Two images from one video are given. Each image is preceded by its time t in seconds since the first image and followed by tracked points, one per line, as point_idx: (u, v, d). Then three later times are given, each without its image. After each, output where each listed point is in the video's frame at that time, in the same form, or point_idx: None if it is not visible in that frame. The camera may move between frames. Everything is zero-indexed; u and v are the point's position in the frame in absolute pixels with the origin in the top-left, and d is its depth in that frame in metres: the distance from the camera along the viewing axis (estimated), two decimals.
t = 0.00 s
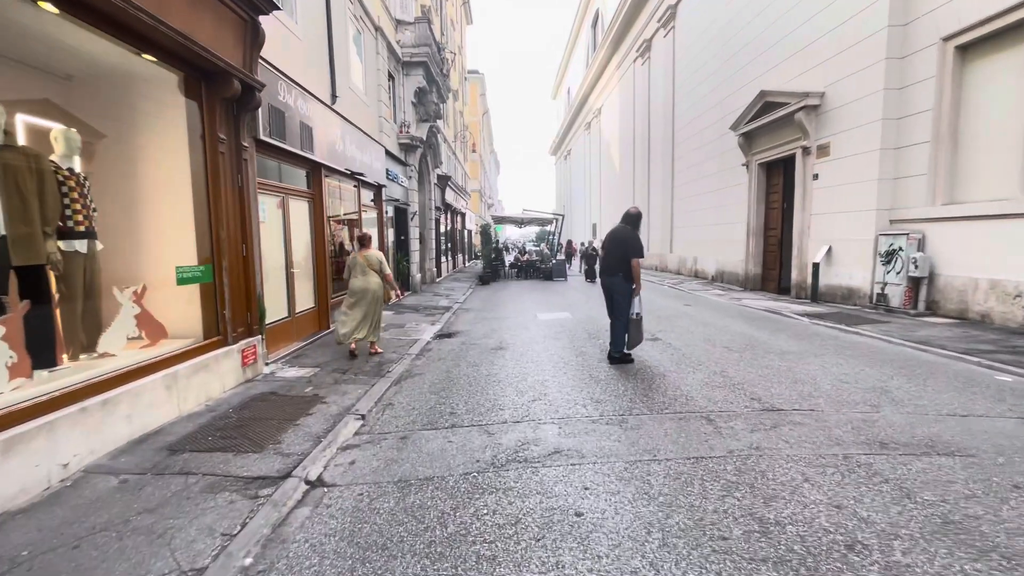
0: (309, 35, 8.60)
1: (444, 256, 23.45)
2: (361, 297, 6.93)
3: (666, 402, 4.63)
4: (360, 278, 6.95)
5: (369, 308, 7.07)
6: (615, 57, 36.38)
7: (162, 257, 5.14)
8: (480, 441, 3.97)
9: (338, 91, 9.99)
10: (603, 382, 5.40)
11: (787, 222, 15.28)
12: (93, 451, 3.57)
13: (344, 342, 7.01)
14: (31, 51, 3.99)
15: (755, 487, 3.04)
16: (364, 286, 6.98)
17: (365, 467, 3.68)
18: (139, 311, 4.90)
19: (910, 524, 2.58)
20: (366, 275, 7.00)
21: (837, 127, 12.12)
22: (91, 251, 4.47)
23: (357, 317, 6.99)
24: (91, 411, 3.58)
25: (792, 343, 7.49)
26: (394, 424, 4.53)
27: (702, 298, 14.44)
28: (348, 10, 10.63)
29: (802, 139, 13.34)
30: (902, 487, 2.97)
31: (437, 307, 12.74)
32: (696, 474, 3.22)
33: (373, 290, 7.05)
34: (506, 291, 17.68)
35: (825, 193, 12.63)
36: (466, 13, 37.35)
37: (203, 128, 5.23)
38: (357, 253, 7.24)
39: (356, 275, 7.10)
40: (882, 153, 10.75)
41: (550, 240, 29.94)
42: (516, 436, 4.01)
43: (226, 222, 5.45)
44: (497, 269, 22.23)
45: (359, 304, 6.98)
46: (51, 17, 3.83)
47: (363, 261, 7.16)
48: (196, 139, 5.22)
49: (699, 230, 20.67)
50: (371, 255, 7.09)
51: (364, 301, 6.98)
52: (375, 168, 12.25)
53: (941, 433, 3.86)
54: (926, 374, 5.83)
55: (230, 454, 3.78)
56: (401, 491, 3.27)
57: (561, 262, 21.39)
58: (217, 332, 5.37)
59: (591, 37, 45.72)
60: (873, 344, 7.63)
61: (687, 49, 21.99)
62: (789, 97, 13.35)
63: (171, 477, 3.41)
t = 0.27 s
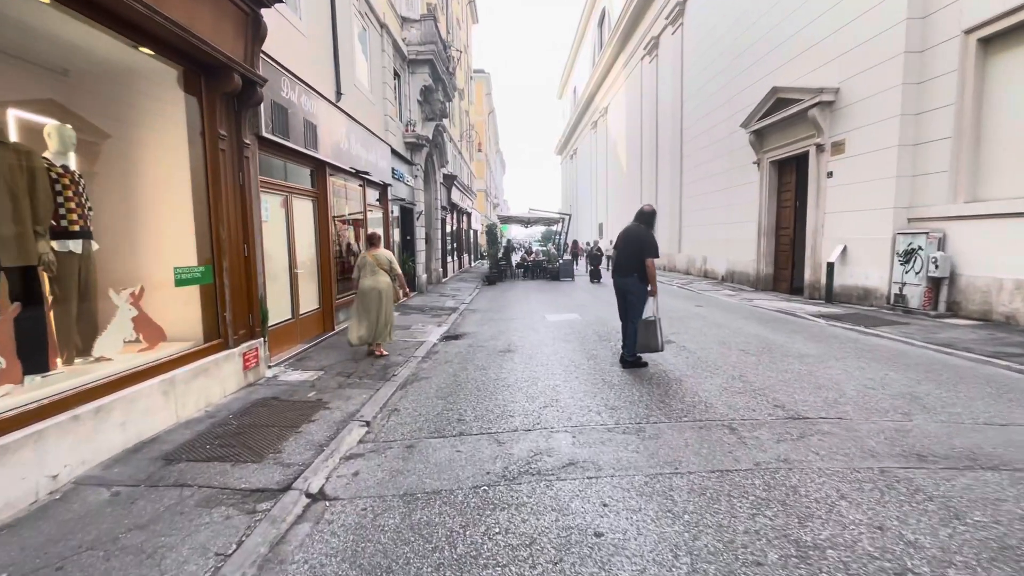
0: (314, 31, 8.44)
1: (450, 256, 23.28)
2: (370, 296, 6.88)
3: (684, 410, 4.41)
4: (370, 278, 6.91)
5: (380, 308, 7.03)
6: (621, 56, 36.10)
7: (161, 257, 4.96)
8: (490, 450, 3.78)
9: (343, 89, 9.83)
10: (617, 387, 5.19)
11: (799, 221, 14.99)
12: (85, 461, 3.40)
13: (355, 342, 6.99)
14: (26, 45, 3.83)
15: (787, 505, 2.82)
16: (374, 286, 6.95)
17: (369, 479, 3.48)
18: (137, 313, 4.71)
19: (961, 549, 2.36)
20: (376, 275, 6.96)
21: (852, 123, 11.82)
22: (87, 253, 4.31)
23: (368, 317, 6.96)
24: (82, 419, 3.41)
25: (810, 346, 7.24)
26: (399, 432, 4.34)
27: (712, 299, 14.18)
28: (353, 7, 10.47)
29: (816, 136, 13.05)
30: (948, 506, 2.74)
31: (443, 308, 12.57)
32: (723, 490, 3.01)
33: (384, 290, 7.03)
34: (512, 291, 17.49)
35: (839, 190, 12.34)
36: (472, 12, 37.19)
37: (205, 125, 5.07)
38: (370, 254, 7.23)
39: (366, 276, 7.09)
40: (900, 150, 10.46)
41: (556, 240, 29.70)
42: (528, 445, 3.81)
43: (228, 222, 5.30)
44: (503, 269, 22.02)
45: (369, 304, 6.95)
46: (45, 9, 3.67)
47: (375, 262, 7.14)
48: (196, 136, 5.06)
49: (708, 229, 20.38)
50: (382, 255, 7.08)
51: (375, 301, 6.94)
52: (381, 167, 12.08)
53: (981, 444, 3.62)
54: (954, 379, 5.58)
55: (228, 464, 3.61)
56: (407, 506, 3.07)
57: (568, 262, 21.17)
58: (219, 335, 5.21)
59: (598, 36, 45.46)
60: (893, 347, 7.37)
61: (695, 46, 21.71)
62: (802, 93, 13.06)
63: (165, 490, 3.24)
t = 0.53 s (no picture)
0: (313, 25, 8.18)
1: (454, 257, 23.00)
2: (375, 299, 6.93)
3: (702, 422, 4.10)
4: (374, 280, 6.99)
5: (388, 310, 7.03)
6: (627, 55, 35.77)
7: (146, 258, 4.73)
8: (494, 467, 3.48)
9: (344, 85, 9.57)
10: (629, 396, 4.88)
11: (811, 221, 14.61)
12: (53, 480, 3.14)
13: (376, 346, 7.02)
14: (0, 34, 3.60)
15: (828, 537, 2.51)
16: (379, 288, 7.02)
17: (361, 500, 3.19)
18: (119, 317, 4.49)
19: None
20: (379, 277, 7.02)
21: (868, 120, 11.46)
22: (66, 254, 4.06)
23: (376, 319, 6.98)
24: (51, 435, 3.14)
25: (830, 351, 6.90)
26: (396, 445, 4.04)
27: (722, 301, 13.82)
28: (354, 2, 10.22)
29: (830, 134, 12.68)
30: (1013, 540, 2.42)
31: (447, 310, 12.28)
32: (754, 518, 2.69)
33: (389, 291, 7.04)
34: (517, 293, 17.19)
35: (854, 190, 11.98)
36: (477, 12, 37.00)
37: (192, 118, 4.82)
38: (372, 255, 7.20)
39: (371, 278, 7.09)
40: (919, 147, 10.09)
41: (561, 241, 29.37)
42: (535, 462, 3.51)
43: (218, 220, 5.04)
44: (507, 271, 21.72)
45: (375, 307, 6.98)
46: None
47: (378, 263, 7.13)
48: (185, 130, 4.79)
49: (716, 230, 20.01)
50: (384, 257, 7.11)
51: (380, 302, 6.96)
52: (383, 167, 11.82)
53: None
54: (988, 387, 5.23)
55: (210, 482, 3.33)
56: (402, 533, 2.78)
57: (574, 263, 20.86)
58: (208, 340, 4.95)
59: (603, 36, 45.14)
60: (917, 352, 7.01)
61: (703, 44, 21.34)
62: (815, 90, 12.70)
63: (138, 512, 2.96)
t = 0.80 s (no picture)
0: (313, 21, 7.99)
1: (458, 258, 22.81)
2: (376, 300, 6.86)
3: (717, 436, 3.87)
4: (376, 281, 6.93)
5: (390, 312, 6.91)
6: (632, 55, 35.52)
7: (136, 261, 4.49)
8: (498, 486, 3.27)
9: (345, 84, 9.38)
10: (639, 406, 4.66)
11: (821, 222, 14.34)
12: (29, 499, 2.95)
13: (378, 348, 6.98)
14: None
15: (867, 570, 2.28)
16: (381, 289, 6.93)
17: (355, 522, 2.98)
18: (108, 324, 4.25)
19: None
20: (382, 278, 6.93)
21: (881, 119, 11.19)
22: (51, 259, 3.85)
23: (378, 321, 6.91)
24: (26, 453, 2.95)
25: (845, 357, 6.66)
26: (394, 459, 3.83)
27: (730, 303, 13.58)
28: None
29: (840, 133, 12.41)
30: None
31: (450, 312, 12.10)
32: (782, 548, 2.47)
33: (391, 292, 6.93)
34: (521, 294, 16.97)
35: (866, 190, 11.71)
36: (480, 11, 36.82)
37: (184, 115, 4.63)
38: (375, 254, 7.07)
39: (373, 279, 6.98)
40: (934, 146, 9.83)
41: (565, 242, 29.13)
42: (541, 480, 3.30)
43: (212, 223, 4.86)
44: (511, 271, 21.53)
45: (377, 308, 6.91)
46: None
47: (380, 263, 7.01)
48: (176, 129, 4.62)
49: (723, 231, 19.75)
50: (387, 257, 6.99)
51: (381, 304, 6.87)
52: (385, 166, 11.64)
53: None
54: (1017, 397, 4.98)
55: (195, 502, 3.13)
56: (400, 561, 2.57)
57: (578, 264, 20.64)
58: (201, 347, 4.77)
59: (607, 36, 44.91)
60: (937, 359, 6.75)
61: (709, 42, 21.06)
62: (825, 88, 12.43)
63: (117, 535, 2.76)
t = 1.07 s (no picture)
0: (314, 14, 7.76)
1: (461, 258, 22.56)
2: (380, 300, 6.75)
3: (743, 448, 3.60)
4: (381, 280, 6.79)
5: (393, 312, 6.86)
6: (636, 54, 35.28)
7: (124, 259, 4.23)
8: (509, 505, 2.99)
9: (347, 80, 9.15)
10: (656, 414, 4.39)
11: (832, 223, 14.03)
12: None
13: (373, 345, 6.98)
14: None
15: None
16: (386, 289, 6.80)
17: (354, 545, 2.71)
18: (93, 327, 4.00)
19: None
20: (388, 277, 6.78)
21: (896, 116, 10.90)
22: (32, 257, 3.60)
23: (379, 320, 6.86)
24: None
25: (867, 362, 6.37)
26: (396, 473, 3.56)
27: (739, 305, 13.29)
28: None
29: (853, 131, 12.12)
30: None
31: (453, 314, 11.85)
32: None
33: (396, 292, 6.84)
34: (525, 296, 16.71)
35: (881, 189, 11.41)
36: (484, 11, 36.67)
37: (176, 106, 4.38)
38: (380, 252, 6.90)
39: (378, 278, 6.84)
40: (954, 144, 9.53)
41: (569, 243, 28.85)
42: (556, 499, 3.03)
43: (205, 219, 4.61)
44: (515, 272, 21.28)
45: (380, 308, 6.82)
46: None
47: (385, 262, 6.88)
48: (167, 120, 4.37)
49: (730, 232, 19.46)
50: (393, 256, 6.85)
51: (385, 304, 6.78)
52: (388, 165, 11.40)
53: None
54: None
55: (179, 522, 2.86)
56: None
57: (583, 266, 20.37)
58: (193, 350, 4.52)
59: (612, 36, 44.71)
60: (963, 364, 6.46)
61: (716, 41, 20.77)
62: (838, 85, 12.13)
63: (91, 561, 2.50)
